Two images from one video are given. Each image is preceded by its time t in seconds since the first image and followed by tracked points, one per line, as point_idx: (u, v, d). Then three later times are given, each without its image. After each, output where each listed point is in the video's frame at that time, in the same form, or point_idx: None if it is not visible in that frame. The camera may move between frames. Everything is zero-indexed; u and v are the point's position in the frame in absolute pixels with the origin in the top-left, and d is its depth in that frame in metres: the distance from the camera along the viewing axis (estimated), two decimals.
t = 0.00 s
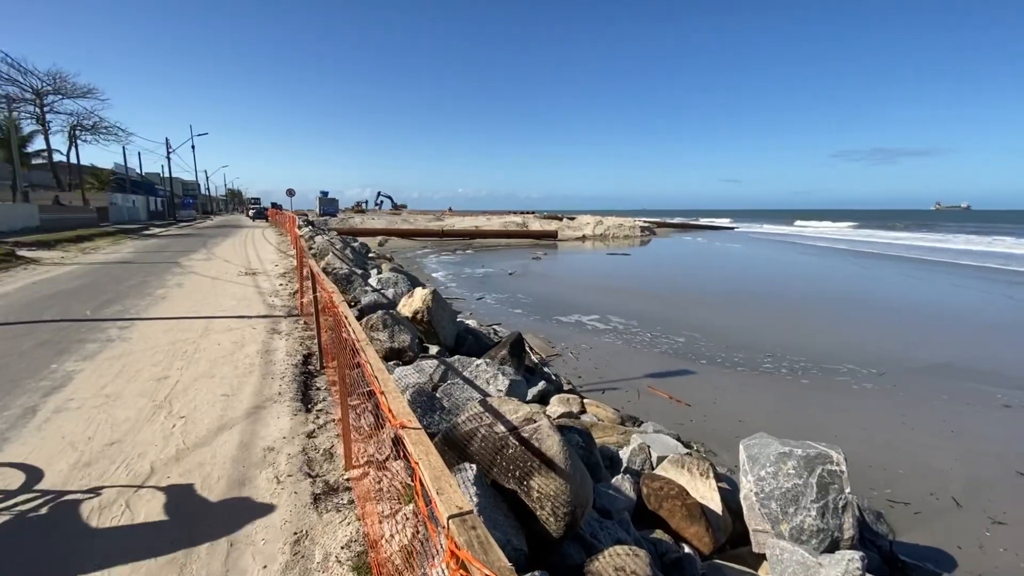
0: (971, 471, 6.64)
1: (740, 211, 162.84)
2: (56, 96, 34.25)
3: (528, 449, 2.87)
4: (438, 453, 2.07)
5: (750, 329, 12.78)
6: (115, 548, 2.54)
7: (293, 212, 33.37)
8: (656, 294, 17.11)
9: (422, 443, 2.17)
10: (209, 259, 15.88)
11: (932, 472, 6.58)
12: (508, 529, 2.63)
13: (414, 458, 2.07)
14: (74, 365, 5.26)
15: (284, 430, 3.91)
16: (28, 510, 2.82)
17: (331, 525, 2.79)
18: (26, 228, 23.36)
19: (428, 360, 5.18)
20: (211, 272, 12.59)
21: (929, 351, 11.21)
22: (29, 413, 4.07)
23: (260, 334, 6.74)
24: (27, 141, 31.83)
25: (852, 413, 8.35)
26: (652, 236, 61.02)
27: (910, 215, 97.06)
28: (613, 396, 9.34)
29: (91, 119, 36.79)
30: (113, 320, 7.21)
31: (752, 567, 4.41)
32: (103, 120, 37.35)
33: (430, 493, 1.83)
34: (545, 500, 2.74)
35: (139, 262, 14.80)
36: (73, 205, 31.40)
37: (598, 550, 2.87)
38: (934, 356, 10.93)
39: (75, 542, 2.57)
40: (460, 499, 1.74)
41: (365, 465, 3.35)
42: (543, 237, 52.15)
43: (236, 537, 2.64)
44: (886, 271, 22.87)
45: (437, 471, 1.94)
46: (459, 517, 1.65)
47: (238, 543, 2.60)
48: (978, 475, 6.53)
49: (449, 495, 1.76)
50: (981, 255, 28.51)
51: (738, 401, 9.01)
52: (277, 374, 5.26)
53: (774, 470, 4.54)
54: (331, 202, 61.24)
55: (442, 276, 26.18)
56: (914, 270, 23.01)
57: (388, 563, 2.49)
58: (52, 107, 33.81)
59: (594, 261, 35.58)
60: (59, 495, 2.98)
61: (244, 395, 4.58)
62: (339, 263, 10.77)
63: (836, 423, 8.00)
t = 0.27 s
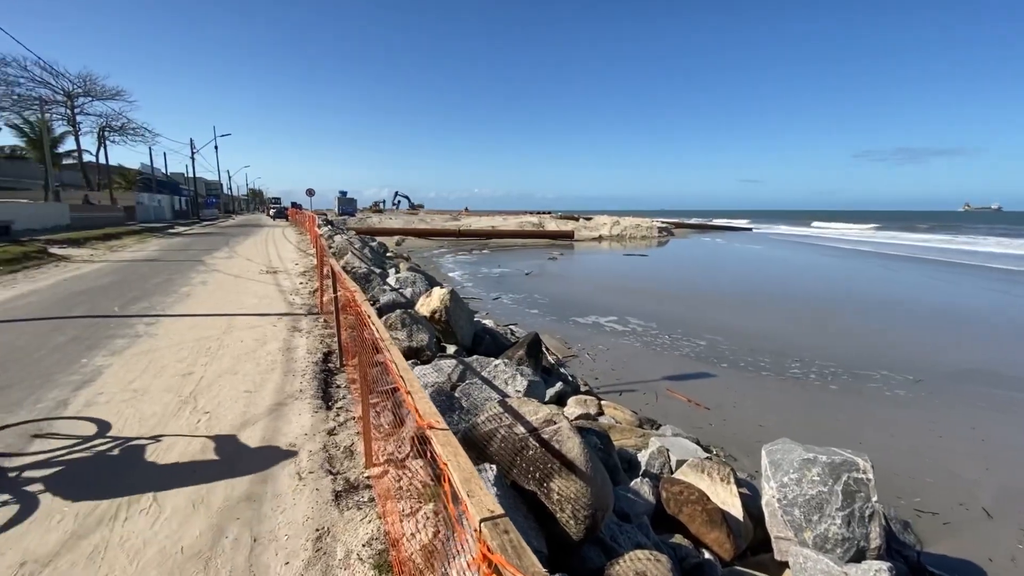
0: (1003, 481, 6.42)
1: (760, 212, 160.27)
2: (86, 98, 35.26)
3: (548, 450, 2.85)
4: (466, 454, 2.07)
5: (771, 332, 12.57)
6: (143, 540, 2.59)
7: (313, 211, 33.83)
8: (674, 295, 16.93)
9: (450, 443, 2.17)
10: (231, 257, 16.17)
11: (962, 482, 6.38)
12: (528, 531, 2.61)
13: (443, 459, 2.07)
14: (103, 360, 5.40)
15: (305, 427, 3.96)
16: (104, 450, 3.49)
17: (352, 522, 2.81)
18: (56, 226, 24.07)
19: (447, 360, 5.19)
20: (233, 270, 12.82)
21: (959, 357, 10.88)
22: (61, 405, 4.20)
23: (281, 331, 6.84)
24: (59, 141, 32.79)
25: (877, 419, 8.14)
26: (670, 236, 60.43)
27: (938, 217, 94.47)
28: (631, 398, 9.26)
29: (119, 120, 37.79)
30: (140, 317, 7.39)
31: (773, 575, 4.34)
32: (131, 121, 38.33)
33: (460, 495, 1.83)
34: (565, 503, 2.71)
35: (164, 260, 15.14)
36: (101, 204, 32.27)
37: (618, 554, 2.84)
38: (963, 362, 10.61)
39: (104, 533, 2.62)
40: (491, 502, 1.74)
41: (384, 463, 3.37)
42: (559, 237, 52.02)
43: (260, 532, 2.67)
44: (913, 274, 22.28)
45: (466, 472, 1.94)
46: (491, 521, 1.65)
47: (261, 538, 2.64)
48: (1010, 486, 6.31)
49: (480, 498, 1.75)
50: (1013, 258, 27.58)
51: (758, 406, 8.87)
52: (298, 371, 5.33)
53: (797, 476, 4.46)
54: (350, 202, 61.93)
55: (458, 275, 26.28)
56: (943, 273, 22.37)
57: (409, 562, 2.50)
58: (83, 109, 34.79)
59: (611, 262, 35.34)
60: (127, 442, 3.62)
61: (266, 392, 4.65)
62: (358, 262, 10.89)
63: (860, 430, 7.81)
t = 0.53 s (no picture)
0: None
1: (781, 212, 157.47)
2: (115, 100, 36.23)
3: (579, 455, 2.82)
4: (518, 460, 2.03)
5: (795, 336, 12.32)
6: (177, 535, 2.61)
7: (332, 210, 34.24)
8: (694, 297, 16.72)
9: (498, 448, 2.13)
10: (254, 255, 16.44)
11: (998, 492, 6.16)
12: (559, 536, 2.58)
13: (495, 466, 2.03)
14: (134, 356, 5.52)
15: (332, 425, 3.98)
16: (162, 412, 4.10)
17: (382, 522, 2.81)
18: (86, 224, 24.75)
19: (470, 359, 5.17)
20: (256, 268, 13.03)
21: (992, 363, 10.54)
22: (95, 399, 4.31)
23: (305, 329, 6.91)
24: (89, 142, 33.74)
25: (908, 426, 7.91)
26: (688, 237, 59.74)
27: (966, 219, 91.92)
28: (651, 400, 9.19)
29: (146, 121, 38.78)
30: (168, 314, 7.53)
31: None
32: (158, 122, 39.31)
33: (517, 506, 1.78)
34: (595, 508, 2.65)
35: (189, 258, 15.47)
36: (129, 203, 33.19)
37: (649, 560, 2.79)
38: (997, 368, 10.26)
39: (139, 527, 2.66)
40: (552, 514, 1.69)
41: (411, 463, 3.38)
42: (576, 237, 51.79)
43: (291, 530, 2.68)
44: (942, 276, 21.65)
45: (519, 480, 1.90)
46: (556, 533, 1.60)
47: (293, 536, 2.65)
48: None
49: (541, 509, 1.71)
50: None
51: (782, 410, 8.70)
52: (323, 369, 5.37)
53: (829, 483, 4.33)
54: (368, 202, 62.61)
55: (476, 275, 26.35)
56: (973, 276, 21.71)
57: (440, 565, 2.50)
58: (112, 110, 35.75)
59: (629, 262, 35.08)
60: (182, 405, 4.26)
61: (293, 390, 4.69)
62: (379, 261, 10.96)
63: (890, 436, 7.60)
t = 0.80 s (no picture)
0: None
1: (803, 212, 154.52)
2: (142, 100, 37.04)
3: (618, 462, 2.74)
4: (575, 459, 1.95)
5: (824, 339, 12.00)
6: (212, 535, 2.60)
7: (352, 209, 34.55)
8: (717, 298, 16.43)
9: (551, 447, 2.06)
10: (276, 253, 16.62)
11: None
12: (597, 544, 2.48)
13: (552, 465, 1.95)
14: (164, 353, 5.58)
15: (360, 425, 3.95)
16: (210, 381, 4.78)
17: (415, 527, 2.77)
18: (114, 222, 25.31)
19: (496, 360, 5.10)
20: (279, 266, 13.17)
21: None
22: (128, 395, 4.36)
23: (330, 328, 6.93)
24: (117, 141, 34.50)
25: (946, 435, 7.62)
26: (708, 237, 58.96)
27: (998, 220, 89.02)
28: (675, 404, 9.08)
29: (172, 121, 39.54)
30: (196, 311, 7.63)
31: None
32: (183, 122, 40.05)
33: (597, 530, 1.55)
34: (636, 517, 2.52)
35: (214, 256, 15.70)
36: (154, 201, 33.86)
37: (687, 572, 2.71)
38: None
39: (175, 526, 2.65)
40: (642, 541, 1.48)
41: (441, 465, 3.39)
42: (594, 236, 51.48)
43: (325, 533, 2.65)
44: (977, 279, 20.91)
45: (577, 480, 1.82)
46: (651, 562, 1.38)
47: (326, 539, 2.61)
48: None
49: (629, 535, 1.49)
50: None
51: (811, 416, 8.48)
52: (349, 368, 5.36)
53: (870, 494, 4.18)
54: (386, 201, 62.99)
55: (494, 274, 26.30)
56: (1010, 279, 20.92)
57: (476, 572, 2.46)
58: (139, 110, 36.56)
59: (649, 262, 34.68)
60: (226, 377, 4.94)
61: (320, 389, 4.68)
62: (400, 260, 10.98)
63: (927, 445, 7.34)
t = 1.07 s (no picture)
0: None
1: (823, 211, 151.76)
2: (165, 101, 37.73)
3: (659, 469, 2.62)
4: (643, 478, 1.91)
5: (851, 342, 11.68)
6: (241, 538, 2.55)
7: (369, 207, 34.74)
8: (739, 299, 16.11)
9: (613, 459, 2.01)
10: (296, 251, 16.75)
11: None
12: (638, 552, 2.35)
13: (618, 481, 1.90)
14: (189, 350, 5.60)
15: (386, 425, 3.89)
16: (251, 357, 5.39)
17: (447, 532, 2.71)
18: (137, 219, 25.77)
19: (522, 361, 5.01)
20: (300, 264, 13.25)
21: None
22: (156, 392, 4.37)
23: (351, 326, 6.92)
24: (141, 141, 35.16)
25: (984, 444, 7.33)
26: (726, 236, 58.16)
27: None
28: (698, 406, 8.96)
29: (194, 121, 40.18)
30: (220, 308, 7.68)
31: None
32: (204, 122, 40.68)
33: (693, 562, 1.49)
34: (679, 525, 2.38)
35: (235, 253, 15.86)
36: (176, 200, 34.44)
37: None
38: None
39: (205, 528, 2.62)
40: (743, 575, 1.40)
41: (470, 469, 3.38)
42: (610, 235, 51.08)
43: (355, 537, 2.59)
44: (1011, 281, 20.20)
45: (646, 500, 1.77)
46: None
47: (357, 543, 2.56)
48: None
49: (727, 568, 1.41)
50: None
51: (841, 422, 8.25)
52: (372, 368, 5.31)
53: (913, 505, 4.02)
54: (402, 200, 63.27)
55: (510, 273, 26.21)
56: None
57: None
58: (162, 110, 37.24)
59: (666, 262, 34.27)
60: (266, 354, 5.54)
61: (344, 388, 4.64)
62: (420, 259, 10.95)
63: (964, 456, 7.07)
